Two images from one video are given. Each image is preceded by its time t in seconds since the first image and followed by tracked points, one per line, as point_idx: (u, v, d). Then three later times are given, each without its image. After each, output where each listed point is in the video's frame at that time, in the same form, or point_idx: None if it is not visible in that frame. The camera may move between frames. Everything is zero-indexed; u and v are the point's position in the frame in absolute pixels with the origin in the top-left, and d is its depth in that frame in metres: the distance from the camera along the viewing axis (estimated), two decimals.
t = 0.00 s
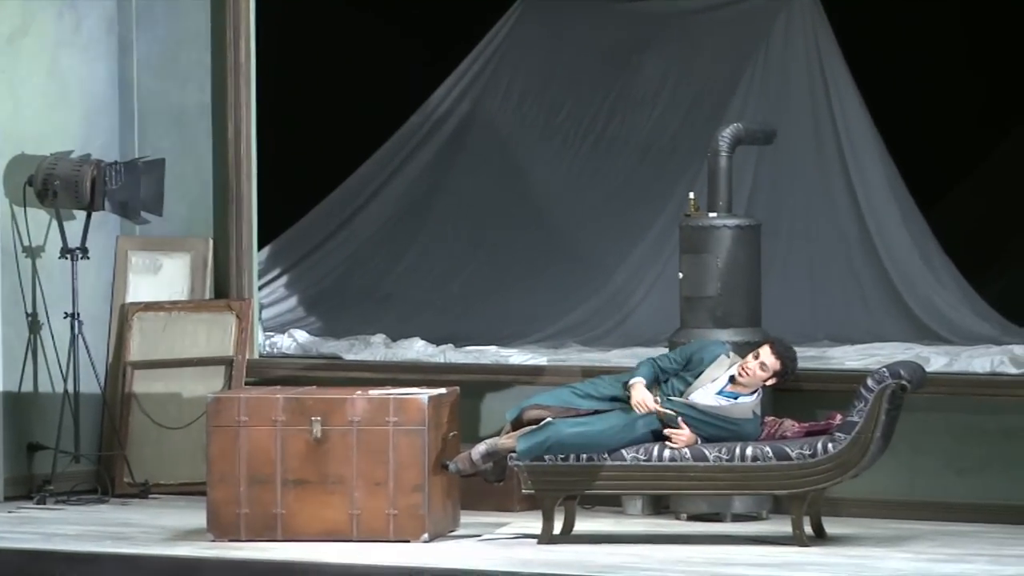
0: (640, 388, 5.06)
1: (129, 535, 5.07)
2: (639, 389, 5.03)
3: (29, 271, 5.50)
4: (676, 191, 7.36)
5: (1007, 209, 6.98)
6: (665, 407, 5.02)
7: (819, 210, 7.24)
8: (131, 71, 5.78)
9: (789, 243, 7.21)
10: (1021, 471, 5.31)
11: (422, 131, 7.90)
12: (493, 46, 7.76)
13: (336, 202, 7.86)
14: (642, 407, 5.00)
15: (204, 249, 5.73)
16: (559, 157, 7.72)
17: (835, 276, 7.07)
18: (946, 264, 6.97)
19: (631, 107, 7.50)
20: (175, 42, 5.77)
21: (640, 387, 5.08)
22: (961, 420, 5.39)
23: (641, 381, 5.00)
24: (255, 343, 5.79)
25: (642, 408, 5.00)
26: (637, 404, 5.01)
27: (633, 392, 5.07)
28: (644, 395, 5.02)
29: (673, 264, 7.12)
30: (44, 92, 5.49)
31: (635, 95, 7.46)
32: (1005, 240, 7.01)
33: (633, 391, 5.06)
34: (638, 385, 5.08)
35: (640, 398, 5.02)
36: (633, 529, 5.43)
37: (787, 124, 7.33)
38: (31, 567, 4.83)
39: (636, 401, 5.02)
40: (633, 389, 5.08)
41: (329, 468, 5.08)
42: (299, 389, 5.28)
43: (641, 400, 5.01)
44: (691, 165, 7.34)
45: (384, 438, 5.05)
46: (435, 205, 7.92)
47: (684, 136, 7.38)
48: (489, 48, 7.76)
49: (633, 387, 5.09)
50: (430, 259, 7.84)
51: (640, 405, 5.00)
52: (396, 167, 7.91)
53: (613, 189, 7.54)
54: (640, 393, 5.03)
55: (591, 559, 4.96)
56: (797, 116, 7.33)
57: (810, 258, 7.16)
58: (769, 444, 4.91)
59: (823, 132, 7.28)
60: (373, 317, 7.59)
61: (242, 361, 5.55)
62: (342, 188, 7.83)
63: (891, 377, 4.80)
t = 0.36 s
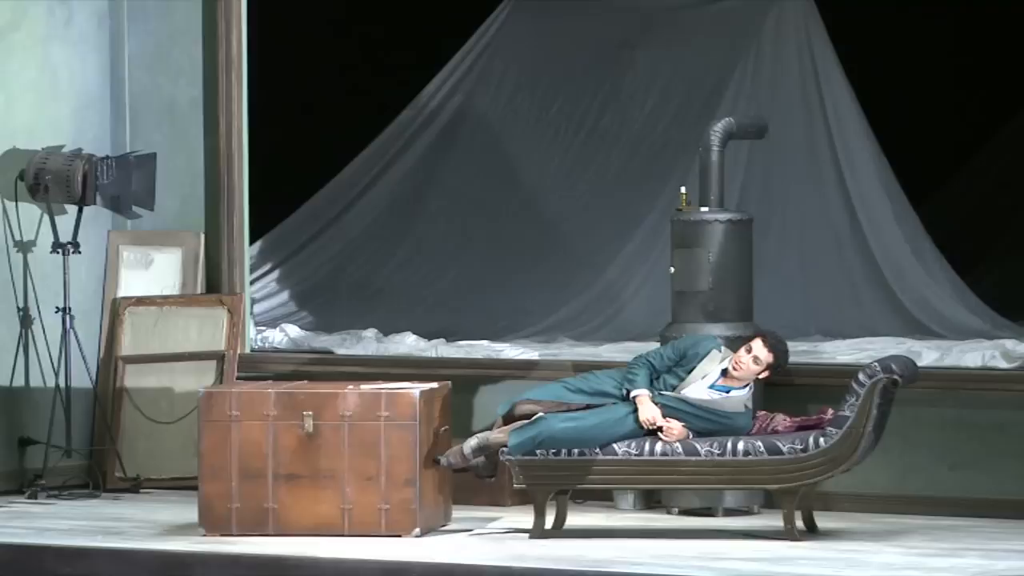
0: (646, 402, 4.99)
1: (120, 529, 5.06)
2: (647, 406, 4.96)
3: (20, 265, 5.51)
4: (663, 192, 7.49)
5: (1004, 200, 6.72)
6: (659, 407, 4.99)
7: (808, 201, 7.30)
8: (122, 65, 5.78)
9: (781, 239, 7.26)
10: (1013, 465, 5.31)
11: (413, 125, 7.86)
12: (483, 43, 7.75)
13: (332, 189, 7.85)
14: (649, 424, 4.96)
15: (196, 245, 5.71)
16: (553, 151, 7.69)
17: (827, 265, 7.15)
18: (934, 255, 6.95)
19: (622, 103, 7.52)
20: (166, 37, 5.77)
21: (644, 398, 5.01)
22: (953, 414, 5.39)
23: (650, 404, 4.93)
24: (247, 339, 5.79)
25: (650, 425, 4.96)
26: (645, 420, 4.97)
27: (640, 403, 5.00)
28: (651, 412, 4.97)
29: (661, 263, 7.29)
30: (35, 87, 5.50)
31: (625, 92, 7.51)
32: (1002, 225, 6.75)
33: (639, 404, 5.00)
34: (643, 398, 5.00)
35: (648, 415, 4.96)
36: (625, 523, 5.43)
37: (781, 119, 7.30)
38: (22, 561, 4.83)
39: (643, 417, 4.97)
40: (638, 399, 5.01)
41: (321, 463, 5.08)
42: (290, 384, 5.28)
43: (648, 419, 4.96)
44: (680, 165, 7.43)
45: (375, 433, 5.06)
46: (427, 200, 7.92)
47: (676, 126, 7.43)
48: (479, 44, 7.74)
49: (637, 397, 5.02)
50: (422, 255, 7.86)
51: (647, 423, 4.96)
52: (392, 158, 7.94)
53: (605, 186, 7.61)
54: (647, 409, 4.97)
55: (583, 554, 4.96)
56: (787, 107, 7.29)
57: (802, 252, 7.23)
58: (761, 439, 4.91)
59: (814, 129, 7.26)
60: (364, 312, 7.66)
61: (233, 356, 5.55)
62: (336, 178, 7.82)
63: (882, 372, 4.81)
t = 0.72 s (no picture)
0: (637, 396, 5.00)
1: (111, 526, 5.06)
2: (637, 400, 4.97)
3: (12, 262, 5.50)
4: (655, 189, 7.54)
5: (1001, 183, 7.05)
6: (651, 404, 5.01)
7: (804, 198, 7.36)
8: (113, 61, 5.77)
9: (771, 233, 7.36)
10: (1003, 460, 5.32)
11: (403, 123, 7.86)
12: (473, 41, 7.78)
13: (321, 186, 7.81)
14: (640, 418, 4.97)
15: (187, 241, 5.73)
16: (545, 146, 7.82)
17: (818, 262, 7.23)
18: (926, 251, 7.04)
19: (614, 99, 7.65)
20: (157, 33, 5.78)
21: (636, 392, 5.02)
22: (943, 410, 5.39)
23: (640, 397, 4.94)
24: (239, 335, 5.79)
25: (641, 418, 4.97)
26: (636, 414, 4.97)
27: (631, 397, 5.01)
28: (641, 406, 4.97)
29: (655, 257, 7.32)
30: (26, 83, 5.47)
31: (618, 89, 7.64)
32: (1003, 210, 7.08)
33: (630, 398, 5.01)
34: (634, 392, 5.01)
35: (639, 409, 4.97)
36: (616, 520, 5.43)
37: (769, 115, 7.44)
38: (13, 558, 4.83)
39: (634, 411, 4.97)
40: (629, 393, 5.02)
41: (313, 459, 5.09)
42: (281, 381, 5.28)
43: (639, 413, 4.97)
44: (669, 164, 7.53)
45: (367, 428, 5.06)
46: (416, 198, 7.95)
47: (674, 115, 7.53)
48: (468, 43, 7.77)
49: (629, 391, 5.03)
50: (411, 253, 7.89)
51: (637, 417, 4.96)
52: (382, 154, 7.89)
53: (593, 184, 7.71)
54: (637, 403, 4.98)
55: (575, 550, 4.96)
56: (778, 106, 7.43)
57: (791, 247, 7.32)
58: (752, 435, 4.92)
59: (805, 123, 7.39)
60: (353, 308, 7.59)
61: (224, 353, 5.56)
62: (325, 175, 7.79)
63: (874, 369, 4.81)
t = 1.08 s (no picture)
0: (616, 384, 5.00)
1: (97, 519, 5.07)
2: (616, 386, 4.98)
3: None
4: (643, 181, 7.44)
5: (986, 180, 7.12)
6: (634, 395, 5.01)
7: (787, 189, 7.30)
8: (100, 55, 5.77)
9: (758, 226, 7.31)
10: (990, 453, 5.33)
11: (388, 119, 7.90)
12: (461, 33, 7.84)
13: (302, 186, 7.82)
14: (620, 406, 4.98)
15: (174, 233, 5.71)
16: (532, 140, 7.82)
17: (803, 253, 7.21)
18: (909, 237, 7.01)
19: (601, 94, 7.63)
20: (143, 26, 5.76)
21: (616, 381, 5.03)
22: (929, 404, 5.40)
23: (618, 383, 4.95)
24: (225, 329, 5.79)
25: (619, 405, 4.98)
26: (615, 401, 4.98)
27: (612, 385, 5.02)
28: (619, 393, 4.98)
29: (641, 249, 7.26)
30: (10, 76, 5.50)
31: (603, 86, 7.63)
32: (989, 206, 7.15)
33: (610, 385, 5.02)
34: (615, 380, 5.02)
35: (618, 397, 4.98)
36: (603, 513, 5.43)
37: (756, 109, 7.32)
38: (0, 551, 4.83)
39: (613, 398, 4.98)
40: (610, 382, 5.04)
41: (299, 453, 5.09)
42: (267, 375, 5.28)
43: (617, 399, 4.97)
44: (658, 154, 7.44)
45: (353, 422, 5.06)
46: (402, 192, 7.98)
47: (655, 116, 7.49)
48: (457, 34, 7.83)
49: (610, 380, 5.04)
50: (399, 245, 7.93)
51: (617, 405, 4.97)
52: (366, 151, 7.90)
53: (580, 176, 7.68)
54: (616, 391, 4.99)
55: (561, 543, 4.96)
56: (766, 105, 7.30)
57: (773, 245, 7.27)
58: (738, 429, 4.91)
59: (791, 116, 7.27)
60: (341, 301, 7.69)
61: (211, 347, 5.57)
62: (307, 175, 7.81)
63: (860, 362, 4.82)
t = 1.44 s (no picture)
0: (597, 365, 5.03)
1: (86, 512, 5.06)
2: (600, 366, 5.01)
3: None
4: (630, 175, 7.57)
5: (977, 169, 7.18)
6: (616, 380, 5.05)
7: (777, 184, 7.39)
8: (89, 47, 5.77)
9: (747, 219, 7.39)
10: (979, 446, 5.33)
11: (376, 112, 7.86)
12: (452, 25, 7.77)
13: (292, 179, 7.76)
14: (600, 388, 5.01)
15: (163, 227, 5.72)
16: (522, 133, 7.83)
17: (795, 245, 7.27)
18: (897, 232, 7.14)
19: (591, 86, 7.67)
20: (133, 19, 5.76)
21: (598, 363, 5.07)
22: (918, 397, 5.40)
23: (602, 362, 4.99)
24: (214, 321, 5.79)
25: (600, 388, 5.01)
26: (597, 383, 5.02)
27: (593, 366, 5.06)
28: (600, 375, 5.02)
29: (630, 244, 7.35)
30: None
31: (593, 77, 7.65)
32: (979, 196, 7.21)
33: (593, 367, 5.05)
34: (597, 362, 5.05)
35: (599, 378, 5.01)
36: (592, 506, 5.43)
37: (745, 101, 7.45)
38: None
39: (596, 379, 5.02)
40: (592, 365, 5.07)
41: (288, 446, 5.08)
42: (256, 368, 5.28)
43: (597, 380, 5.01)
44: (649, 145, 7.55)
45: (342, 416, 5.06)
46: (391, 185, 7.99)
47: (645, 108, 7.55)
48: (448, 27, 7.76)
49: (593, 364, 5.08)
50: (387, 238, 7.95)
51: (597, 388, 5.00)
52: (355, 145, 7.87)
53: (571, 169, 7.74)
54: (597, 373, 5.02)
55: (550, 537, 4.95)
56: (756, 92, 7.42)
57: (765, 232, 7.34)
58: (728, 421, 4.92)
59: (780, 107, 7.38)
60: (329, 293, 7.70)
61: (200, 340, 5.56)
62: (298, 168, 7.74)
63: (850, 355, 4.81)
